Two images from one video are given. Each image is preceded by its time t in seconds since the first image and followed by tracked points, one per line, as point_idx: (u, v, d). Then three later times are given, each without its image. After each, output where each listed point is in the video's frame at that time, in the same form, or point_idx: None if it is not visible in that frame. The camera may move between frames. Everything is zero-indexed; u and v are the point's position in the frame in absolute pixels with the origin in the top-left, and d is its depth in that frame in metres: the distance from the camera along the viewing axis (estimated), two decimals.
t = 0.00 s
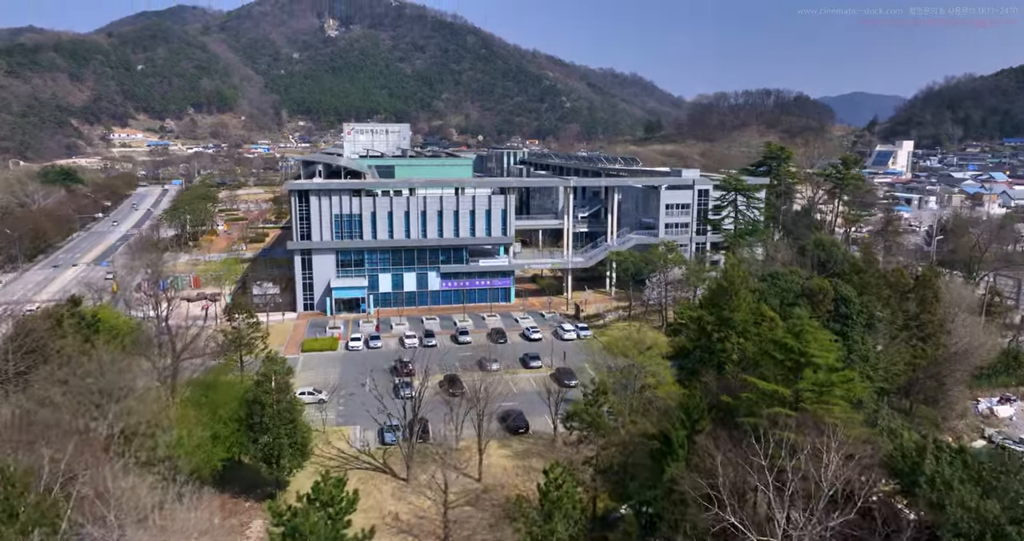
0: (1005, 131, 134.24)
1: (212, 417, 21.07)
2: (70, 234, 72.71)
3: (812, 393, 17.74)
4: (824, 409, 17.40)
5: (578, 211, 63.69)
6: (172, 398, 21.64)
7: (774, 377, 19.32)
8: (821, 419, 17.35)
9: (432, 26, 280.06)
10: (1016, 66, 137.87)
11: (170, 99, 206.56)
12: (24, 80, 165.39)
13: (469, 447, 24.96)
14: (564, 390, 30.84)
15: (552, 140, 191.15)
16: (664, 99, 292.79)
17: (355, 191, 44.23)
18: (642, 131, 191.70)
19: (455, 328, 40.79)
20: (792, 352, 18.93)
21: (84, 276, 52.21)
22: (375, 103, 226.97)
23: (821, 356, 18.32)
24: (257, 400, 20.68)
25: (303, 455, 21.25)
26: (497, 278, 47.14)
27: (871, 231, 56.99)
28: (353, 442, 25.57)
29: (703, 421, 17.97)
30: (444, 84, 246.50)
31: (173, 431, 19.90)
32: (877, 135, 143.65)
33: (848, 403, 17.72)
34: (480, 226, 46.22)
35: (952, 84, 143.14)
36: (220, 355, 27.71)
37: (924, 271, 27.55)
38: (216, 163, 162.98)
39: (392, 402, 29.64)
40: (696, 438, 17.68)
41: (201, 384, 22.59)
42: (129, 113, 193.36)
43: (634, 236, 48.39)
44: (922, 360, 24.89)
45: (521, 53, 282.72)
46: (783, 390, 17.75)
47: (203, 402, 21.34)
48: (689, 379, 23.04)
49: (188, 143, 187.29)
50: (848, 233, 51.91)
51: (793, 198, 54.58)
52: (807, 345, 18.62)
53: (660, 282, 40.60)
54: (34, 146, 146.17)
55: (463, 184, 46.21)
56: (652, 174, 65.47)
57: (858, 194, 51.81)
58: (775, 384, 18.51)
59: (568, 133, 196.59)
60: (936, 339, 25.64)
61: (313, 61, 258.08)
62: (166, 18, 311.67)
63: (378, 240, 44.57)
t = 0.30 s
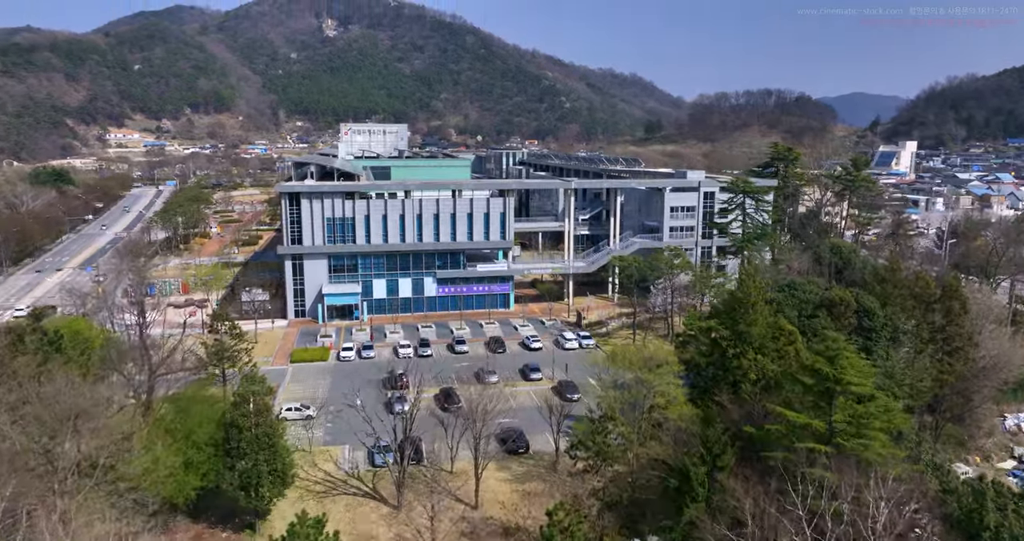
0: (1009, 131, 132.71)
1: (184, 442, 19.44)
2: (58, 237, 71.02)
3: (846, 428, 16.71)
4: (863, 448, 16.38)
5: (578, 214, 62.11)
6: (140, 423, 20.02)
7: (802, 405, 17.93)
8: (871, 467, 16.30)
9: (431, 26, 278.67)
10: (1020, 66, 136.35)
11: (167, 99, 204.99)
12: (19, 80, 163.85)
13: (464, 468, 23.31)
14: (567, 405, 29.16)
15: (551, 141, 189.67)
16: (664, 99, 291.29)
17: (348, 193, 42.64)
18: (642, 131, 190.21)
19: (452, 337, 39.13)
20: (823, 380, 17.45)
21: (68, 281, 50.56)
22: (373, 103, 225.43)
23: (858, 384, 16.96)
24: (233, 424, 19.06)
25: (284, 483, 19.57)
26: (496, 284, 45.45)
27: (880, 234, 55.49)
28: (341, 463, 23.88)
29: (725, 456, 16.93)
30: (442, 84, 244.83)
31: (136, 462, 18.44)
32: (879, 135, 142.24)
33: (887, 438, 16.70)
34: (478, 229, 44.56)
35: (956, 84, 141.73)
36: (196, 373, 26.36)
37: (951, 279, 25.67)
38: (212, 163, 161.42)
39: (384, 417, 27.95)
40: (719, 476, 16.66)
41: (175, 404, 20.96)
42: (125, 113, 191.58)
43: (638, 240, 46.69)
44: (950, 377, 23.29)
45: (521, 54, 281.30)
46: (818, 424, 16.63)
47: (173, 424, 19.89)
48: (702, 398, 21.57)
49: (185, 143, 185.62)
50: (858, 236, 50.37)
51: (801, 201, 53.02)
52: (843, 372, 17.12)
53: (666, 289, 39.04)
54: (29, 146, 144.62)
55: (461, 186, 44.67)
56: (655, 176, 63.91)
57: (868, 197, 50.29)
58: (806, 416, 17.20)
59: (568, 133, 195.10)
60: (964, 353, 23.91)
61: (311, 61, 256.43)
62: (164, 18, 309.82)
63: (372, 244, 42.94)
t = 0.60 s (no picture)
0: (1009, 131, 131.14)
1: (150, 471, 17.79)
2: (43, 240, 69.11)
3: (889, 469, 15.64)
4: (913, 493, 15.19)
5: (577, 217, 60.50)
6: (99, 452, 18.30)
7: (834, 438, 16.86)
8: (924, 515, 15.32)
9: (427, 26, 276.88)
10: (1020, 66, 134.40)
11: (160, 99, 202.98)
12: (11, 80, 161.94)
13: (458, 494, 21.68)
14: (567, 421, 27.51)
15: (548, 141, 188.15)
16: (661, 99, 289.72)
17: (338, 195, 40.95)
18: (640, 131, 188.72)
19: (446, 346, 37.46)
20: (857, 412, 16.24)
21: (47, 287, 48.67)
22: (369, 103, 223.59)
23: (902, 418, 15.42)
24: (204, 451, 17.38)
25: (259, 516, 17.93)
26: (492, 289, 43.80)
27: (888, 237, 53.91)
28: (324, 488, 22.25)
29: (752, 500, 15.44)
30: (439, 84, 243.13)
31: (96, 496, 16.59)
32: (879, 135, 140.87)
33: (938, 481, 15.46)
34: (474, 232, 42.89)
35: (957, 83, 140.26)
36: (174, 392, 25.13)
37: (977, 289, 24.01)
38: (206, 163, 159.63)
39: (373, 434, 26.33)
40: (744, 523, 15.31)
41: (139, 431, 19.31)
42: (118, 113, 189.39)
43: (640, 244, 45.10)
44: (981, 395, 21.49)
45: (517, 53, 279.58)
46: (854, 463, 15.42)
47: (140, 451, 18.30)
48: (715, 420, 19.96)
49: (179, 144, 183.63)
50: (866, 240, 48.80)
51: (807, 203, 51.45)
52: (882, 402, 15.83)
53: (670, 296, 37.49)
54: (19, 146, 142.68)
55: (456, 188, 43.00)
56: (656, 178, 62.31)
57: (876, 198, 48.73)
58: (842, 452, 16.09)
59: (565, 133, 193.51)
60: (994, 368, 22.04)
61: (306, 61, 254.37)
62: (158, 17, 307.34)
63: (363, 249, 41.28)
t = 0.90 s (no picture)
0: (1010, 131, 129.71)
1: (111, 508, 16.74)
2: (27, 243, 67.32)
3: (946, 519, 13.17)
4: None
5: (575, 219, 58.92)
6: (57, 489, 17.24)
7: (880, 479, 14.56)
8: None
9: (423, 26, 275.23)
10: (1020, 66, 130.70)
11: (154, 98, 200.99)
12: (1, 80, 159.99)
13: (450, 523, 20.02)
14: (568, 438, 25.84)
15: (545, 141, 186.66)
16: (659, 99, 288.41)
17: (326, 198, 39.29)
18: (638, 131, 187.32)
19: (440, 356, 35.77)
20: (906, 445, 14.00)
21: (25, 293, 46.95)
22: (364, 103, 221.83)
23: (959, 462, 13.74)
24: (165, 486, 15.75)
25: None
26: (488, 295, 42.13)
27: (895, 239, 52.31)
28: (306, 515, 20.64)
29: None
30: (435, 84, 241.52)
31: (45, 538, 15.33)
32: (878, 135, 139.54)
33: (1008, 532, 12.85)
34: (468, 236, 41.24)
35: (957, 83, 138.75)
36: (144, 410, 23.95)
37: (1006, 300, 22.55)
38: (199, 164, 157.76)
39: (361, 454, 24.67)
40: None
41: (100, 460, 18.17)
42: (111, 113, 187.31)
43: (642, 248, 43.51)
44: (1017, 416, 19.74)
45: (514, 54, 278.05)
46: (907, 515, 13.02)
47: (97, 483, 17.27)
48: (732, 447, 18.38)
49: (172, 144, 181.67)
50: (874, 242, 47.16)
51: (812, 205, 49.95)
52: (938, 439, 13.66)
53: (673, 303, 35.87)
54: (10, 147, 140.77)
55: (450, 190, 41.40)
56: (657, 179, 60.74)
57: (884, 200, 47.14)
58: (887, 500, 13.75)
59: (563, 133, 192.01)
60: None
61: (302, 61, 252.46)
62: (152, 17, 305.06)
63: (353, 253, 39.61)
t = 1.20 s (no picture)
0: (1011, 131, 128.37)
1: None
2: (11, 246, 65.57)
3: None
4: None
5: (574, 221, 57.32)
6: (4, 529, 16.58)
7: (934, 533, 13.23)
8: None
9: (419, 25, 273.53)
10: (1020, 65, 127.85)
11: (147, 98, 198.91)
12: None
13: None
14: (569, 457, 24.16)
15: (543, 142, 185.09)
16: (657, 99, 286.86)
17: (315, 201, 37.63)
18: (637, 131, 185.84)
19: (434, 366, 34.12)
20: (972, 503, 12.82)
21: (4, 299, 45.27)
22: (360, 103, 220.05)
23: None
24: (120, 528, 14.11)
25: None
26: (484, 302, 40.46)
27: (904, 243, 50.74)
28: None
29: None
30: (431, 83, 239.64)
31: None
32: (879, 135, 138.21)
33: None
34: (464, 241, 39.60)
35: (957, 82, 137.44)
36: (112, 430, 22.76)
37: None
38: (193, 164, 155.88)
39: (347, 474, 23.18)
40: None
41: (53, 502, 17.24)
42: (104, 113, 185.23)
43: (644, 252, 41.89)
44: None
45: (511, 53, 276.53)
46: None
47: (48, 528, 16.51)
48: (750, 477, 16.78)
49: (166, 144, 179.60)
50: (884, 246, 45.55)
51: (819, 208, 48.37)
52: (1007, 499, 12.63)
53: (677, 312, 34.28)
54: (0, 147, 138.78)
55: (444, 192, 39.77)
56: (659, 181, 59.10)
57: (895, 204, 45.35)
58: None
59: (560, 133, 190.43)
60: None
61: (297, 60, 250.52)
62: (147, 16, 302.74)
63: (344, 259, 37.92)
